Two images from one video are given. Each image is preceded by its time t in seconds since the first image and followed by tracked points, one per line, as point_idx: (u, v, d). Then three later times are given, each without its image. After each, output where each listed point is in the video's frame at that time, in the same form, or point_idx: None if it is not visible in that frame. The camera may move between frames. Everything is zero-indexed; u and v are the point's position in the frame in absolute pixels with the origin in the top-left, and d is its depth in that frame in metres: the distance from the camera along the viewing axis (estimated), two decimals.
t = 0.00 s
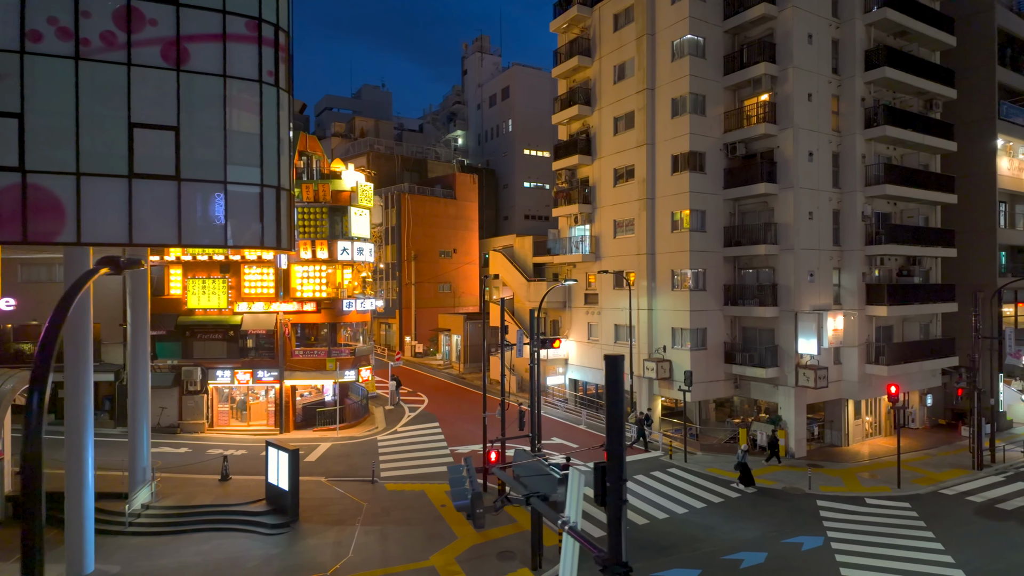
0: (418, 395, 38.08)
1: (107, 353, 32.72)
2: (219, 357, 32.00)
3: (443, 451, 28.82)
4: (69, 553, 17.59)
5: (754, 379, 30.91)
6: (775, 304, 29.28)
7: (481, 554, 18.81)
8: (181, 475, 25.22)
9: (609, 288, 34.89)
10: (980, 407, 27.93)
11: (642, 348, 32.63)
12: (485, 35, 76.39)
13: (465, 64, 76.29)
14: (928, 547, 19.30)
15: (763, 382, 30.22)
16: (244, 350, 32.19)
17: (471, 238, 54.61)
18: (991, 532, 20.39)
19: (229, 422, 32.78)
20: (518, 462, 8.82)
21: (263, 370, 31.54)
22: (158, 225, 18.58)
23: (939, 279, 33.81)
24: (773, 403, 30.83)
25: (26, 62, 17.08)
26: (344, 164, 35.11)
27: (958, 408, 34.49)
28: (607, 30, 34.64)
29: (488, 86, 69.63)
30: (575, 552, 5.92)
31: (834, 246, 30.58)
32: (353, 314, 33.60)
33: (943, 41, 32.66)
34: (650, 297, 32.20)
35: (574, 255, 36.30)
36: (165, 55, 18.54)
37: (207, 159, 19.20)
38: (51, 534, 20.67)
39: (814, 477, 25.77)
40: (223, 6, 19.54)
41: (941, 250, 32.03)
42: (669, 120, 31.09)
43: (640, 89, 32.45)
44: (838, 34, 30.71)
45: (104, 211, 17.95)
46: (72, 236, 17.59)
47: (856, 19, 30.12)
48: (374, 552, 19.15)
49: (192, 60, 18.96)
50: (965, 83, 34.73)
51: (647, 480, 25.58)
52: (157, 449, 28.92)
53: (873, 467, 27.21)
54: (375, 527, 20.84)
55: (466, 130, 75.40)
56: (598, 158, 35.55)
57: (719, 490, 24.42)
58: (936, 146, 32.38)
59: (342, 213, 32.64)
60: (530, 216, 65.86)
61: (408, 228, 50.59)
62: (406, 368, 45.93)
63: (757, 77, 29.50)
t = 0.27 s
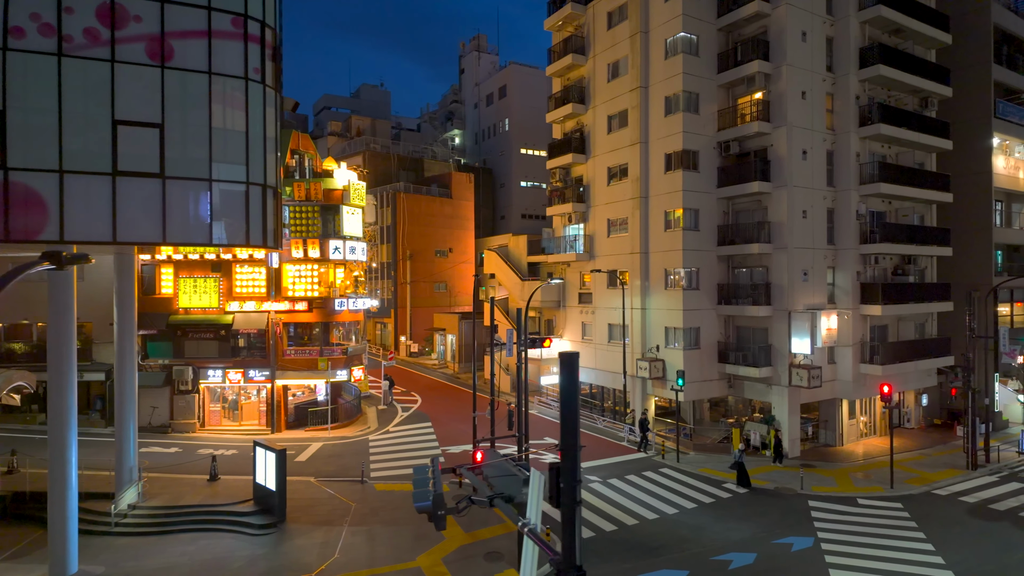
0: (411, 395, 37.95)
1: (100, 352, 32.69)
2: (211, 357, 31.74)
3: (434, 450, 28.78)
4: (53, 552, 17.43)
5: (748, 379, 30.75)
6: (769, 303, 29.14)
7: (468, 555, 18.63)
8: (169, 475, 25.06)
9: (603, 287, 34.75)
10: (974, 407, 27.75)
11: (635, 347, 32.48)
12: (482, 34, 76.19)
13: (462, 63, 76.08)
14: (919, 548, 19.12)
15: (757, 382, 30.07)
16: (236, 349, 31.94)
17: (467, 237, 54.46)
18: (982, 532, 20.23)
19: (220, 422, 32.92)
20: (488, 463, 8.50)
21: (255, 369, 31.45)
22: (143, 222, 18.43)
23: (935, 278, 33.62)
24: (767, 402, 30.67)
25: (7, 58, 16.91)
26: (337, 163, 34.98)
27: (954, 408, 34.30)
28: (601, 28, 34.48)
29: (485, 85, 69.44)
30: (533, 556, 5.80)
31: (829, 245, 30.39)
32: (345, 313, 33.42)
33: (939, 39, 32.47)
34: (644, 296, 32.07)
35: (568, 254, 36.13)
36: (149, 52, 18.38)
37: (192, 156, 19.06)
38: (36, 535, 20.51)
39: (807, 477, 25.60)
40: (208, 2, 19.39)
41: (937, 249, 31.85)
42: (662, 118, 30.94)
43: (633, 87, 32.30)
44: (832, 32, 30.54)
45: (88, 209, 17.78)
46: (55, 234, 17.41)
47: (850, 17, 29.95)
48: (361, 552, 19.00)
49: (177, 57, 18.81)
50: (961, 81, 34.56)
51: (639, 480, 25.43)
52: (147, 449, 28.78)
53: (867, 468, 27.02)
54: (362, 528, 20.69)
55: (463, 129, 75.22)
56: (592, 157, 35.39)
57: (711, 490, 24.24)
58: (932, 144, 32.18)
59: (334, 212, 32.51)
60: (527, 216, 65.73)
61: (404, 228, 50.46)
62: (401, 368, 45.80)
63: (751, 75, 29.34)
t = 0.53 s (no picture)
0: (404, 396, 37.82)
1: (90, 353, 32.51)
2: (202, 357, 31.75)
3: (425, 451, 28.64)
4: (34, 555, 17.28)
5: (741, 380, 30.62)
6: (761, 303, 29.01)
7: (454, 558, 18.47)
8: (157, 476, 24.93)
9: (596, 287, 34.63)
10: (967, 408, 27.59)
11: (628, 348, 32.37)
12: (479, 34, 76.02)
13: (458, 63, 75.92)
14: (908, 551, 18.97)
15: (749, 382, 29.94)
16: (227, 349, 31.88)
17: (462, 237, 54.31)
18: (973, 535, 20.07)
19: (212, 423, 32.50)
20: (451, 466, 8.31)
21: (246, 370, 31.32)
22: (126, 222, 18.27)
23: (929, 278, 33.46)
24: (760, 403, 30.54)
25: None
26: (329, 163, 34.85)
27: (949, 409, 34.14)
28: (594, 27, 34.35)
29: (482, 84, 69.29)
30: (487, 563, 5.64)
31: (822, 245, 30.24)
32: (337, 314, 33.27)
33: (933, 38, 32.33)
34: (636, 296, 31.95)
35: (561, 254, 36.00)
36: (133, 51, 18.27)
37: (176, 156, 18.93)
38: (20, 537, 20.37)
39: (798, 479, 25.46)
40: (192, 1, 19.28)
41: (931, 250, 31.70)
42: (654, 117, 30.82)
43: (626, 86, 32.19)
44: (825, 31, 30.39)
45: (69, 208, 17.61)
46: (35, 233, 17.23)
47: (843, 16, 29.81)
48: (346, 555, 18.86)
49: (161, 56, 18.69)
50: (955, 81, 34.42)
51: (629, 481, 25.30)
52: (137, 450, 28.67)
53: (860, 469, 26.85)
54: (349, 530, 20.56)
55: (460, 129, 75.08)
56: (585, 156, 35.26)
57: (701, 492, 24.11)
58: (926, 144, 32.01)
59: (326, 212, 32.36)
60: (523, 215, 65.61)
61: (399, 228, 50.32)
62: (395, 368, 45.69)
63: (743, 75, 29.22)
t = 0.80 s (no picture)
0: (398, 396, 37.69)
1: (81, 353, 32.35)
2: (194, 357, 31.59)
3: (417, 452, 28.52)
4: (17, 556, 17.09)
5: (734, 380, 30.54)
6: (754, 303, 28.92)
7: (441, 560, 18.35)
8: (146, 477, 24.82)
9: (589, 287, 34.56)
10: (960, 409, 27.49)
11: (621, 348, 32.29)
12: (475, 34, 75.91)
13: (455, 63, 75.80)
14: (898, 553, 18.86)
15: (742, 383, 29.87)
16: (219, 350, 31.77)
17: (457, 237, 54.20)
18: (964, 536, 19.96)
19: (204, 423, 32.31)
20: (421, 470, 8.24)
21: (238, 371, 31.20)
22: (110, 222, 18.14)
23: (923, 278, 33.35)
24: (752, 404, 30.47)
25: None
26: (321, 162, 34.77)
27: (943, 409, 34.03)
28: (587, 26, 34.26)
29: (478, 84, 69.18)
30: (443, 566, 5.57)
31: (815, 245, 30.12)
32: (329, 314, 33.19)
33: (927, 37, 32.19)
34: (629, 297, 31.88)
35: (554, 255, 35.90)
36: (118, 50, 18.15)
37: (162, 155, 18.82)
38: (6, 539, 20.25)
39: (790, 480, 25.36)
40: None
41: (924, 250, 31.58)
42: (647, 117, 30.73)
43: (619, 86, 32.08)
44: (818, 30, 30.27)
45: (53, 208, 17.46)
46: (18, 233, 17.07)
47: (836, 15, 29.66)
48: (332, 557, 18.75)
49: (146, 55, 18.58)
50: (949, 80, 34.29)
51: (620, 482, 25.18)
52: (127, 451, 28.56)
53: (852, 470, 26.74)
54: (337, 532, 20.44)
55: (457, 129, 74.97)
56: (578, 156, 35.18)
57: (692, 493, 23.98)
58: (920, 144, 31.89)
59: (317, 212, 32.23)
60: (520, 216, 65.52)
61: (394, 228, 50.22)
62: (389, 368, 45.59)
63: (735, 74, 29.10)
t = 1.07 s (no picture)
0: (391, 397, 37.57)
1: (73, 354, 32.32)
2: (185, 358, 31.48)
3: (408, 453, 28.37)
4: None
5: (727, 381, 30.41)
6: (747, 304, 28.80)
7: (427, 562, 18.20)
8: (135, 478, 24.70)
9: (583, 287, 34.43)
10: (954, 410, 27.32)
11: (614, 349, 32.16)
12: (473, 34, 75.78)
13: (452, 63, 75.70)
14: (888, 555, 18.71)
15: (735, 384, 29.75)
16: (210, 350, 31.63)
17: (453, 238, 54.09)
18: (954, 538, 19.82)
19: (195, 424, 32.28)
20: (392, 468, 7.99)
21: (229, 371, 31.09)
22: (94, 221, 17.98)
23: (918, 278, 33.19)
24: (745, 404, 30.34)
25: None
26: (313, 162, 34.67)
27: (938, 410, 33.89)
28: (581, 26, 34.16)
29: (475, 84, 69.08)
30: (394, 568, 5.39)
31: (809, 245, 29.99)
32: (321, 314, 33.06)
33: (921, 37, 32.10)
34: (622, 297, 31.77)
35: (548, 255, 35.79)
36: (102, 48, 18.00)
37: (147, 154, 18.68)
38: None
39: (782, 481, 25.22)
40: None
41: (919, 249, 31.39)
42: (640, 117, 30.63)
43: (612, 85, 32.01)
44: (812, 29, 30.14)
45: (35, 207, 17.27)
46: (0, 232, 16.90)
47: (830, 14, 29.56)
48: (318, 558, 18.62)
49: (130, 53, 18.42)
50: (943, 80, 34.19)
51: (611, 483, 25.02)
52: (117, 451, 28.40)
53: (845, 471, 26.59)
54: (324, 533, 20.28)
55: (454, 129, 74.85)
56: (572, 156, 35.08)
57: (683, 494, 23.83)
58: (915, 143, 31.74)
59: (309, 212, 32.16)
60: (516, 216, 65.39)
61: (389, 227, 50.08)
62: (383, 368, 45.46)
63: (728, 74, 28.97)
